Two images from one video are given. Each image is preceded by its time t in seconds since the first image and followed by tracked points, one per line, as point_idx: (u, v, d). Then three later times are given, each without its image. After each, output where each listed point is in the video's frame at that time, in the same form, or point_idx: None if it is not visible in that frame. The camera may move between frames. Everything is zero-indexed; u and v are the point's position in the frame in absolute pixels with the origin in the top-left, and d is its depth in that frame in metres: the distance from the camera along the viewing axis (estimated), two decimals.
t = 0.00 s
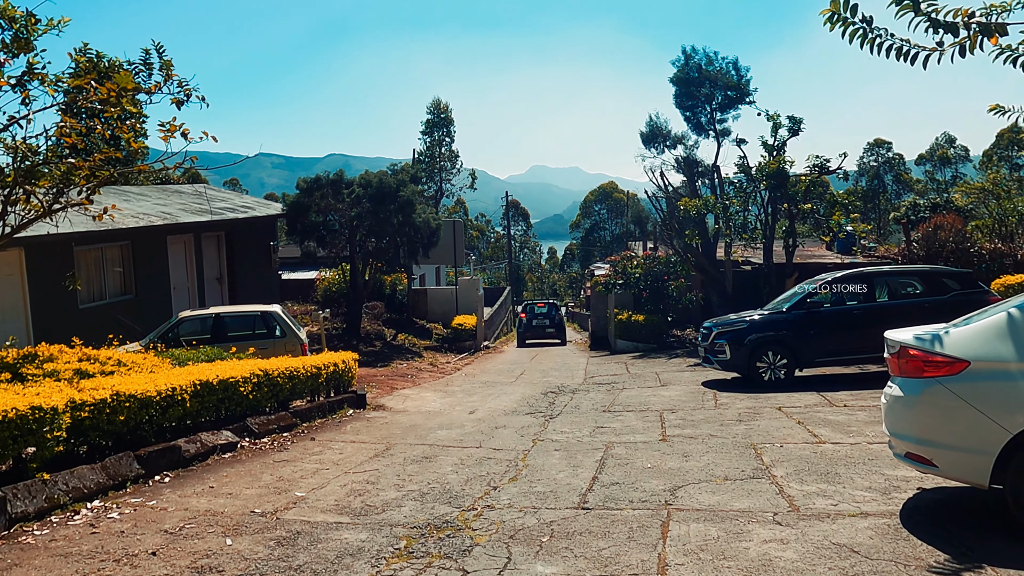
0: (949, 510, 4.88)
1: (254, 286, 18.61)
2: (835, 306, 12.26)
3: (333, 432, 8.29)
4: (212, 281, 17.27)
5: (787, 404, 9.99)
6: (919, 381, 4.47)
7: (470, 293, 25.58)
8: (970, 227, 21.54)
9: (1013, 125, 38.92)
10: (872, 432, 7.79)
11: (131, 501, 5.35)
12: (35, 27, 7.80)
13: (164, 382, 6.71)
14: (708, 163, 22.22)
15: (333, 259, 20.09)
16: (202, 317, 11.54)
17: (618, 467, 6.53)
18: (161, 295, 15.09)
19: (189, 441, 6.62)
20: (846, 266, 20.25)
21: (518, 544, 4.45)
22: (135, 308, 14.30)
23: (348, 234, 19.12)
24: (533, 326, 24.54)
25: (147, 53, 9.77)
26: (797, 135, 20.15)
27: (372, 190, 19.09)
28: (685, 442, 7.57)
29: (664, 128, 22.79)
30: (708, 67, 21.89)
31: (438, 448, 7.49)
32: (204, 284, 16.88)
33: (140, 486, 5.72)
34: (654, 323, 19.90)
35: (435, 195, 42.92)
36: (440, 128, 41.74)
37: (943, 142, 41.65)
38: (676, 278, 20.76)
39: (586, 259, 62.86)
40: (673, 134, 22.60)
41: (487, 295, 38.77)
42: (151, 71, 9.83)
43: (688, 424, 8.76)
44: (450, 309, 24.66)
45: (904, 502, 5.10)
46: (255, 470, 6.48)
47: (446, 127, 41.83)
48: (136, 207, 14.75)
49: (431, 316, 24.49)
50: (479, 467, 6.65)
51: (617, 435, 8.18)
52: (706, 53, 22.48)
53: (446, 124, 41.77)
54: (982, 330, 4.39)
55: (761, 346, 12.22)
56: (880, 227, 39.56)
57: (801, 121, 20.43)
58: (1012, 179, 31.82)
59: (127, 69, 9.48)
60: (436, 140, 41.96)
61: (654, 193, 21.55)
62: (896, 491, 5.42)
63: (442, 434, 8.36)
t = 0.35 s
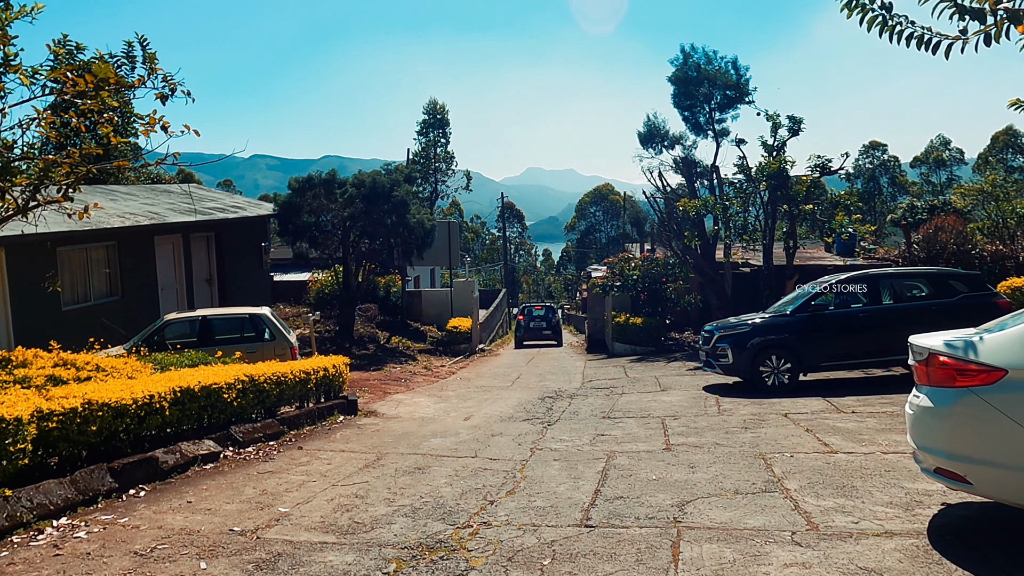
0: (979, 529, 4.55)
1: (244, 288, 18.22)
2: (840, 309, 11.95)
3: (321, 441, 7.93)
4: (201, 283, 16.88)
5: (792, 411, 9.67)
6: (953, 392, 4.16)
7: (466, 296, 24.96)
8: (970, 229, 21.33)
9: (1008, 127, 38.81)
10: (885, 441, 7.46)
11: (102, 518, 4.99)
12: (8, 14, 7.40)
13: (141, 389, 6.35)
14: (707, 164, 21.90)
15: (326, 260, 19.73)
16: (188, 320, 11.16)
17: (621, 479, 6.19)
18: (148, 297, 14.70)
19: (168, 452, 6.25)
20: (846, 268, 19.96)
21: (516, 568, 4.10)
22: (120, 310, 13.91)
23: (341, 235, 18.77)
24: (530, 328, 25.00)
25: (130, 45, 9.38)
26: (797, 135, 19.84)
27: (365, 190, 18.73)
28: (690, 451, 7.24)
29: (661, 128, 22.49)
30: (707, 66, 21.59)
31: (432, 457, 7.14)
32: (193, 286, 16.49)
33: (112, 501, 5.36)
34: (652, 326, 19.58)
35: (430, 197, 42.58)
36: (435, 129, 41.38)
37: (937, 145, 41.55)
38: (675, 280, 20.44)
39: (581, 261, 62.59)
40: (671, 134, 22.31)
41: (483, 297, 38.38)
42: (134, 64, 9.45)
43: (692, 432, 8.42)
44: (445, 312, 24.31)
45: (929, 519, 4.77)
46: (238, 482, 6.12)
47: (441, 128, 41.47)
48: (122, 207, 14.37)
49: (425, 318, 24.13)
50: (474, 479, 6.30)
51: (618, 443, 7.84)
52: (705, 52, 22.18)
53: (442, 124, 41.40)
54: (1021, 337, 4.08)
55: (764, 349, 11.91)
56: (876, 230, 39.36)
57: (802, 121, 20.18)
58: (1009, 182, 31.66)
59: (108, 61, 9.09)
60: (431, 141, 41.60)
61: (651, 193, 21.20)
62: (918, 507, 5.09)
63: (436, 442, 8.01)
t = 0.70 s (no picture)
0: (1012, 543, 4.26)
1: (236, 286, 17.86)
2: (846, 309, 11.66)
3: (312, 445, 7.61)
4: (192, 280, 16.54)
5: (800, 414, 9.36)
6: (988, 399, 3.89)
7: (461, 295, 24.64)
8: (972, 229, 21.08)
9: (1006, 128, 38.63)
10: (899, 446, 7.16)
11: (73, 529, 4.66)
12: None
13: (121, 390, 6.04)
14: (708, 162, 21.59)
15: (320, 259, 19.40)
16: (176, 318, 10.82)
17: (626, 486, 5.88)
18: (137, 294, 14.36)
19: (147, 456, 5.93)
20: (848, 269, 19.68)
21: None
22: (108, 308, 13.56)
23: (336, 233, 18.45)
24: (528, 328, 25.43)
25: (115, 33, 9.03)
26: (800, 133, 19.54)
27: (360, 187, 18.39)
28: (697, 457, 6.93)
29: (661, 126, 22.20)
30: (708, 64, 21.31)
31: (427, 463, 6.82)
32: (184, 283, 16.15)
33: (86, 511, 5.04)
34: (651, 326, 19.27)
35: (427, 195, 42.24)
36: (432, 127, 41.01)
37: (935, 146, 41.35)
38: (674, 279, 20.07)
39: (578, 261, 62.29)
40: (671, 132, 22.02)
41: (479, 297, 38.02)
42: (119, 53, 9.10)
43: (697, 436, 8.11)
44: (441, 311, 24.00)
45: (959, 534, 4.46)
46: (221, 489, 5.79)
47: (439, 126, 41.10)
48: (110, 202, 14.02)
49: (421, 318, 23.80)
50: (471, 486, 5.98)
51: (621, 448, 7.53)
52: (706, 48, 21.89)
53: (439, 122, 41.02)
54: None
55: (769, 350, 11.61)
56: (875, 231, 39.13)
57: (803, 118, 19.84)
58: (1009, 183, 31.44)
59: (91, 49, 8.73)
60: (428, 139, 41.24)
61: (651, 192, 20.85)
62: (944, 519, 4.78)
63: (431, 446, 7.69)
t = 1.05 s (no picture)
0: None
1: (225, 284, 17.49)
2: (849, 308, 11.37)
3: (298, 448, 7.27)
4: (180, 278, 16.17)
5: (804, 416, 9.07)
6: None
7: (455, 294, 24.34)
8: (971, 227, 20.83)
9: (1001, 128, 38.52)
10: (911, 450, 6.85)
11: (34, 543, 4.33)
12: None
13: (92, 391, 5.70)
14: (705, 160, 21.30)
15: (311, 256, 19.05)
16: (160, 316, 10.47)
17: (628, 494, 5.56)
18: (121, 292, 13.99)
19: (121, 462, 5.60)
20: (847, 267, 19.42)
21: None
22: (92, 306, 13.20)
23: (327, 230, 18.10)
24: (524, 326, 25.71)
25: (95, 19, 8.62)
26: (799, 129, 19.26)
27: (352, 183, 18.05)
28: (701, 461, 6.62)
29: (658, 123, 21.91)
30: (706, 59, 21.03)
31: (417, 468, 6.49)
32: (171, 281, 15.77)
33: (50, 521, 4.71)
34: (647, 325, 18.98)
35: (421, 193, 41.90)
36: (426, 125, 40.68)
37: (930, 145, 41.22)
38: (671, 278, 19.78)
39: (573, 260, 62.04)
40: (668, 129, 21.73)
41: (473, 297, 37.67)
42: (99, 40, 8.69)
43: (699, 439, 7.80)
44: (435, 310, 23.68)
45: (989, 547, 4.15)
46: (198, 498, 5.46)
47: (432, 124, 40.77)
48: (94, 198, 13.65)
49: (415, 317, 23.49)
50: (464, 494, 5.65)
51: (621, 452, 7.21)
52: (704, 44, 21.61)
53: (433, 120, 40.69)
54: None
55: (770, 350, 11.31)
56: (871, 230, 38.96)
57: (803, 115, 19.60)
58: (1005, 181, 31.29)
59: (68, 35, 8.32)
60: (422, 137, 40.90)
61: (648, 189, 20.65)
62: (969, 531, 4.47)
63: (423, 450, 7.36)
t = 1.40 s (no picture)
0: None
1: (212, 284, 17.07)
2: (853, 310, 11.06)
3: (281, 457, 6.90)
4: (164, 278, 15.76)
5: (809, 422, 8.75)
6: None
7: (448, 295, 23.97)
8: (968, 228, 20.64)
9: (992, 132, 38.50)
10: (924, 459, 6.54)
11: None
12: None
13: (57, 397, 5.34)
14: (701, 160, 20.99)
15: (300, 257, 18.65)
16: (139, 318, 10.07)
17: (631, 508, 5.21)
18: (103, 293, 13.57)
19: (88, 473, 5.22)
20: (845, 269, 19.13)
21: None
22: (72, 307, 12.79)
23: (317, 230, 17.71)
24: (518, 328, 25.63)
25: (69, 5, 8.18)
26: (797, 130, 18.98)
27: (342, 182, 17.66)
28: (706, 471, 6.28)
29: (653, 123, 21.61)
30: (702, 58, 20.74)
31: (407, 478, 6.13)
32: (155, 281, 15.35)
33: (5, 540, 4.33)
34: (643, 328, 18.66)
35: (413, 195, 41.50)
36: (417, 125, 40.29)
37: (922, 149, 41.18)
38: (666, 280, 19.45)
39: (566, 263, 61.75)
40: (664, 129, 21.44)
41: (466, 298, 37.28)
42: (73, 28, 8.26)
43: (702, 447, 7.46)
44: (427, 312, 23.29)
45: None
46: (170, 512, 5.08)
47: (424, 125, 40.39)
48: (74, 195, 13.23)
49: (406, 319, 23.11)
50: (455, 507, 5.29)
51: (621, 461, 6.87)
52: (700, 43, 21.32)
53: (424, 121, 40.34)
54: None
55: (772, 353, 10.99)
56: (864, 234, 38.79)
57: (800, 115, 19.32)
58: (1000, 184, 31.17)
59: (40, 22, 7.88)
60: (414, 138, 40.51)
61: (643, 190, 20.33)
62: (1002, 550, 4.14)
63: (412, 458, 6.99)
